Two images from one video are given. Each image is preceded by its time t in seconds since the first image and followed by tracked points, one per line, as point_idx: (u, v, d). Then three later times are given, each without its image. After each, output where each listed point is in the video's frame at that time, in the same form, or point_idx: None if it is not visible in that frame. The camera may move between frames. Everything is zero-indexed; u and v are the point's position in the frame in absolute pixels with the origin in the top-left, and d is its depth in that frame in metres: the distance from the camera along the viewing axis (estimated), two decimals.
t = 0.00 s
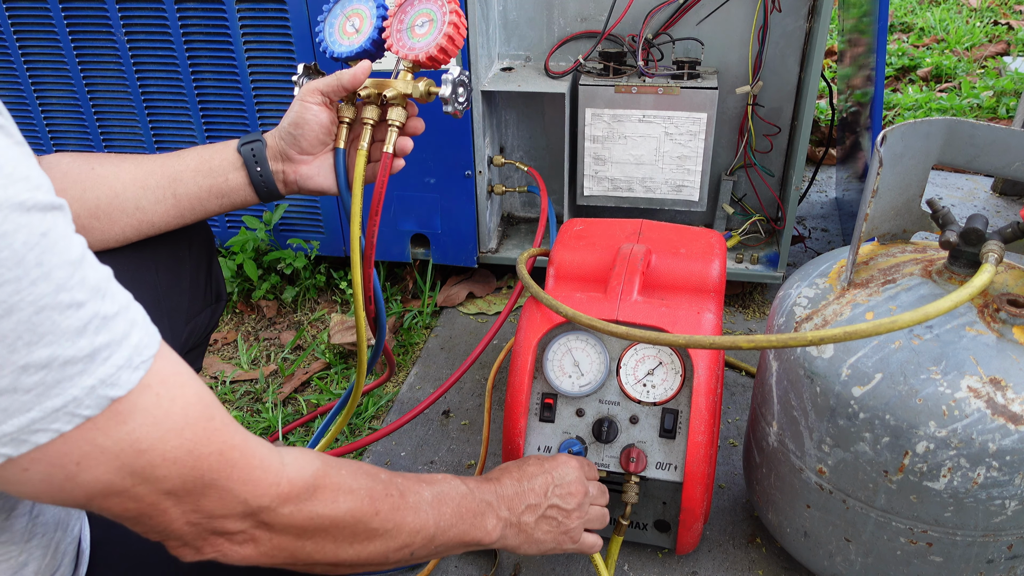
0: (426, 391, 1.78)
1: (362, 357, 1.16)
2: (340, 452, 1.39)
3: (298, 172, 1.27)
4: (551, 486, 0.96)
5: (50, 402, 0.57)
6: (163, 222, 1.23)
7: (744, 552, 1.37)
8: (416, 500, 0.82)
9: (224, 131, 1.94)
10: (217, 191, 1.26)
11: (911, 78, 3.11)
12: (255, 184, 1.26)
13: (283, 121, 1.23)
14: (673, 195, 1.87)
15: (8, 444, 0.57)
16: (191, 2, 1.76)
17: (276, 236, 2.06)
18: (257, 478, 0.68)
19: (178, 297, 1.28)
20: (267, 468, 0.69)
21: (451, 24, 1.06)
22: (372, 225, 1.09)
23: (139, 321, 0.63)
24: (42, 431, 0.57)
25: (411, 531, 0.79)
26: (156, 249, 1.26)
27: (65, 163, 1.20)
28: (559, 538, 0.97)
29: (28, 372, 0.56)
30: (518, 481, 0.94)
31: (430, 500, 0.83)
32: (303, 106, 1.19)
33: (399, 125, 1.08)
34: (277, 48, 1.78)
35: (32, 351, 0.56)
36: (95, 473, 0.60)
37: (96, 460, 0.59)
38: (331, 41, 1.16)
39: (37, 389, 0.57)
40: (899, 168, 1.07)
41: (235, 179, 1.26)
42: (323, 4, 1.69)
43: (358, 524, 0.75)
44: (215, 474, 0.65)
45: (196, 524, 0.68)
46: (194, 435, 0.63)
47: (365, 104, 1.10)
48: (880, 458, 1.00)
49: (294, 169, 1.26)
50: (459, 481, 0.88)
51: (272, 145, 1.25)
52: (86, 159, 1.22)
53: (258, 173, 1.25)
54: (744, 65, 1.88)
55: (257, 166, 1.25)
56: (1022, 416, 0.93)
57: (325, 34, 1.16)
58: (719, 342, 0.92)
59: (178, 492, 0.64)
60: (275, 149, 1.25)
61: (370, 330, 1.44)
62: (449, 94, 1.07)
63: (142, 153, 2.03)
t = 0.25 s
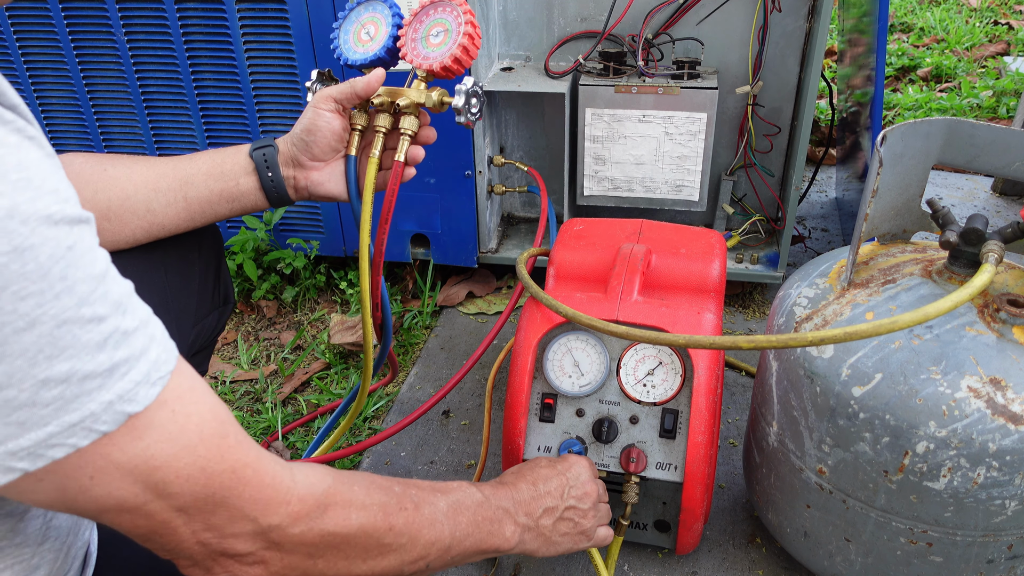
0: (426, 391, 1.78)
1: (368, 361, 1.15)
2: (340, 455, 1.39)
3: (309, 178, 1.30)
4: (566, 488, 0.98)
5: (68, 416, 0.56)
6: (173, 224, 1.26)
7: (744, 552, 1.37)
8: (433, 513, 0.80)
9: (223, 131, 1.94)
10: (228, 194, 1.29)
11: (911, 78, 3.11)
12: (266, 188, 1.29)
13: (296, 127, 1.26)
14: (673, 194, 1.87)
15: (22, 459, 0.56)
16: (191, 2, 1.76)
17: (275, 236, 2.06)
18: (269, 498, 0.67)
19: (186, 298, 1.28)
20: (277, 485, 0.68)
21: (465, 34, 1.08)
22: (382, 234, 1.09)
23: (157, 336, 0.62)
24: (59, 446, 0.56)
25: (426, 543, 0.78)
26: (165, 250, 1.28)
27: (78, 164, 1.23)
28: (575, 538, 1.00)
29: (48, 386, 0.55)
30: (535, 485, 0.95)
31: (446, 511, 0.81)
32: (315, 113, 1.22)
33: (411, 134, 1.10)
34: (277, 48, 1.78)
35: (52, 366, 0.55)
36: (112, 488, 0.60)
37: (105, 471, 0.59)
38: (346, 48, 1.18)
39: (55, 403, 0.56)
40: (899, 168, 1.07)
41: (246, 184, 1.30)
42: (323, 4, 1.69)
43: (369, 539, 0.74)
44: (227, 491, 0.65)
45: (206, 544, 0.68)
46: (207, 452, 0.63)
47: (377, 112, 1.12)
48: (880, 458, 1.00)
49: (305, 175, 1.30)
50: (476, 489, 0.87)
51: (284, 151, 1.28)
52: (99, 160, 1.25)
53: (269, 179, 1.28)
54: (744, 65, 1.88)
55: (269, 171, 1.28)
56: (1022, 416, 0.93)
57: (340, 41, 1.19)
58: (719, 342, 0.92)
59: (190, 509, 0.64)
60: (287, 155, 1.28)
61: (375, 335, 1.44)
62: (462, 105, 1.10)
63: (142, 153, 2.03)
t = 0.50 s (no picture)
0: (426, 391, 1.78)
1: (372, 365, 1.14)
2: (341, 455, 1.39)
3: (316, 180, 1.30)
4: (600, 502, 1.00)
5: (71, 435, 0.55)
6: (180, 226, 1.27)
7: (744, 552, 1.37)
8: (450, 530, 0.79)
9: (224, 131, 1.94)
10: (235, 197, 1.30)
11: (911, 78, 3.11)
12: (274, 191, 1.30)
13: (304, 130, 1.26)
14: (673, 194, 1.87)
15: (24, 479, 0.55)
16: (191, 3, 1.76)
17: (275, 237, 2.06)
18: (264, 532, 0.66)
19: (191, 299, 1.28)
20: (275, 522, 0.67)
21: (476, 41, 1.08)
22: (388, 238, 1.09)
23: (168, 356, 0.62)
24: (61, 466, 0.55)
25: (438, 566, 0.77)
26: (170, 252, 1.29)
27: (85, 164, 1.24)
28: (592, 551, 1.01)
29: (53, 403, 0.54)
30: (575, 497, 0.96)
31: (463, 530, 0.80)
32: (324, 116, 1.22)
33: (420, 139, 1.10)
34: (277, 48, 1.78)
35: (57, 383, 0.54)
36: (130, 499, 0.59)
37: (103, 488, 0.58)
38: (356, 51, 1.19)
39: (59, 422, 0.55)
40: (900, 168, 1.07)
41: (253, 186, 1.30)
42: (323, 4, 1.69)
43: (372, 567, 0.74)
44: (221, 527, 0.64)
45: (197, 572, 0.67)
46: (203, 483, 0.62)
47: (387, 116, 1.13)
48: (880, 458, 1.00)
49: (312, 178, 1.30)
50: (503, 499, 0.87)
51: (292, 153, 1.28)
52: (107, 159, 1.26)
53: (278, 181, 1.29)
54: (744, 65, 1.88)
55: (277, 173, 1.29)
56: (1022, 416, 0.93)
57: (350, 44, 1.19)
58: (719, 342, 0.92)
59: (181, 542, 0.63)
60: (295, 157, 1.29)
61: (379, 336, 1.44)
62: (471, 111, 1.10)
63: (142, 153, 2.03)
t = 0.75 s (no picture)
0: (426, 391, 1.78)
1: (372, 366, 1.14)
2: (341, 455, 1.39)
3: (318, 181, 1.30)
4: (622, 499, 0.99)
5: (121, 418, 0.55)
6: (181, 226, 1.27)
7: (744, 552, 1.37)
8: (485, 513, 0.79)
9: (223, 131, 1.94)
10: (237, 197, 1.30)
11: (911, 78, 3.11)
12: (275, 192, 1.30)
13: (306, 131, 1.26)
14: (673, 195, 1.87)
15: (78, 458, 0.55)
16: (191, 2, 1.76)
17: (275, 236, 2.06)
18: (323, 496, 0.66)
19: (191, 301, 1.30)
20: (333, 486, 0.67)
21: (478, 43, 1.08)
22: (389, 239, 1.09)
23: (206, 336, 0.61)
24: (113, 447, 0.55)
25: (479, 547, 0.77)
26: (170, 252, 1.29)
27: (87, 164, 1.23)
28: (627, 551, 1.01)
29: (100, 388, 0.54)
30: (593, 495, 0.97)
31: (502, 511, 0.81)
32: (327, 117, 1.22)
33: (422, 140, 1.10)
34: (277, 48, 1.78)
35: (103, 369, 0.54)
36: (144, 495, 0.58)
37: (104, 488, 0.58)
38: (358, 53, 1.19)
39: (108, 406, 0.55)
40: (900, 168, 1.07)
41: (255, 187, 1.30)
42: (323, 4, 1.69)
43: (424, 540, 0.74)
44: (283, 492, 0.63)
45: (263, 542, 0.67)
46: (259, 452, 0.61)
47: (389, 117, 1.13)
48: (880, 458, 1.00)
49: (314, 179, 1.29)
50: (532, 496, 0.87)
51: (294, 154, 1.28)
52: (108, 160, 1.25)
53: (279, 182, 1.29)
54: (744, 65, 1.88)
55: (278, 174, 1.29)
56: (1022, 416, 0.93)
57: (353, 46, 1.20)
58: (720, 342, 0.92)
59: (245, 510, 0.63)
60: (297, 158, 1.28)
61: (380, 337, 1.44)
62: (474, 112, 1.11)
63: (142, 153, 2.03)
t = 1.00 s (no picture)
0: (426, 391, 1.78)
1: (373, 366, 1.14)
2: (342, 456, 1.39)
3: (320, 183, 1.30)
4: (637, 498, 1.00)
5: (140, 416, 0.55)
6: (182, 227, 1.27)
7: (744, 552, 1.37)
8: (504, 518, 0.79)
9: (223, 131, 1.93)
10: (239, 198, 1.30)
11: (911, 78, 3.11)
12: (277, 193, 1.30)
13: (308, 133, 1.26)
14: (673, 194, 1.87)
15: (96, 457, 0.55)
16: (191, 2, 1.76)
17: (275, 236, 2.06)
18: (341, 497, 0.66)
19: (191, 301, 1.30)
20: (350, 485, 0.67)
21: (481, 45, 1.08)
22: (391, 241, 1.09)
23: (223, 335, 0.61)
24: (130, 446, 0.55)
25: (498, 549, 0.77)
26: (170, 252, 1.29)
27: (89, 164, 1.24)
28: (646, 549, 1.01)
29: (119, 387, 0.54)
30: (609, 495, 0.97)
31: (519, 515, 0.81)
32: (329, 119, 1.22)
33: (424, 142, 1.10)
34: (277, 48, 1.78)
35: (121, 368, 0.54)
36: (159, 493, 0.58)
37: (103, 489, 0.58)
38: (360, 55, 1.19)
39: (126, 405, 0.54)
40: (899, 168, 1.07)
41: (257, 188, 1.30)
42: (323, 4, 1.69)
43: (442, 540, 0.73)
44: (300, 491, 0.63)
45: (281, 543, 0.67)
46: (277, 452, 0.61)
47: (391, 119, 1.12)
48: (880, 458, 1.00)
49: (316, 180, 1.29)
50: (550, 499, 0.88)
51: (297, 155, 1.29)
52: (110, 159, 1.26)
53: (281, 183, 1.28)
54: (744, 65, 1.88)
55: (280, 175, 1.29)
56: (1022, 416, 0.93)
57: (355, 48, 1.20)
58: (720, 342, 0.92)
59: (262, 510, 0.63)
60: (299, 160, 1.29)
61: (380, 338, 1.44)
62: (477, 115, 1.11)
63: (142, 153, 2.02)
